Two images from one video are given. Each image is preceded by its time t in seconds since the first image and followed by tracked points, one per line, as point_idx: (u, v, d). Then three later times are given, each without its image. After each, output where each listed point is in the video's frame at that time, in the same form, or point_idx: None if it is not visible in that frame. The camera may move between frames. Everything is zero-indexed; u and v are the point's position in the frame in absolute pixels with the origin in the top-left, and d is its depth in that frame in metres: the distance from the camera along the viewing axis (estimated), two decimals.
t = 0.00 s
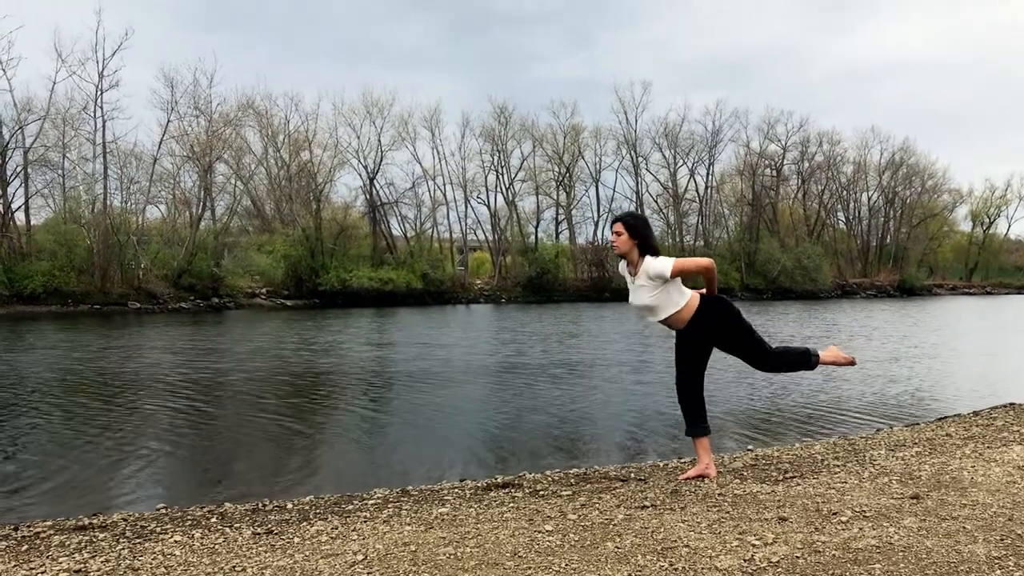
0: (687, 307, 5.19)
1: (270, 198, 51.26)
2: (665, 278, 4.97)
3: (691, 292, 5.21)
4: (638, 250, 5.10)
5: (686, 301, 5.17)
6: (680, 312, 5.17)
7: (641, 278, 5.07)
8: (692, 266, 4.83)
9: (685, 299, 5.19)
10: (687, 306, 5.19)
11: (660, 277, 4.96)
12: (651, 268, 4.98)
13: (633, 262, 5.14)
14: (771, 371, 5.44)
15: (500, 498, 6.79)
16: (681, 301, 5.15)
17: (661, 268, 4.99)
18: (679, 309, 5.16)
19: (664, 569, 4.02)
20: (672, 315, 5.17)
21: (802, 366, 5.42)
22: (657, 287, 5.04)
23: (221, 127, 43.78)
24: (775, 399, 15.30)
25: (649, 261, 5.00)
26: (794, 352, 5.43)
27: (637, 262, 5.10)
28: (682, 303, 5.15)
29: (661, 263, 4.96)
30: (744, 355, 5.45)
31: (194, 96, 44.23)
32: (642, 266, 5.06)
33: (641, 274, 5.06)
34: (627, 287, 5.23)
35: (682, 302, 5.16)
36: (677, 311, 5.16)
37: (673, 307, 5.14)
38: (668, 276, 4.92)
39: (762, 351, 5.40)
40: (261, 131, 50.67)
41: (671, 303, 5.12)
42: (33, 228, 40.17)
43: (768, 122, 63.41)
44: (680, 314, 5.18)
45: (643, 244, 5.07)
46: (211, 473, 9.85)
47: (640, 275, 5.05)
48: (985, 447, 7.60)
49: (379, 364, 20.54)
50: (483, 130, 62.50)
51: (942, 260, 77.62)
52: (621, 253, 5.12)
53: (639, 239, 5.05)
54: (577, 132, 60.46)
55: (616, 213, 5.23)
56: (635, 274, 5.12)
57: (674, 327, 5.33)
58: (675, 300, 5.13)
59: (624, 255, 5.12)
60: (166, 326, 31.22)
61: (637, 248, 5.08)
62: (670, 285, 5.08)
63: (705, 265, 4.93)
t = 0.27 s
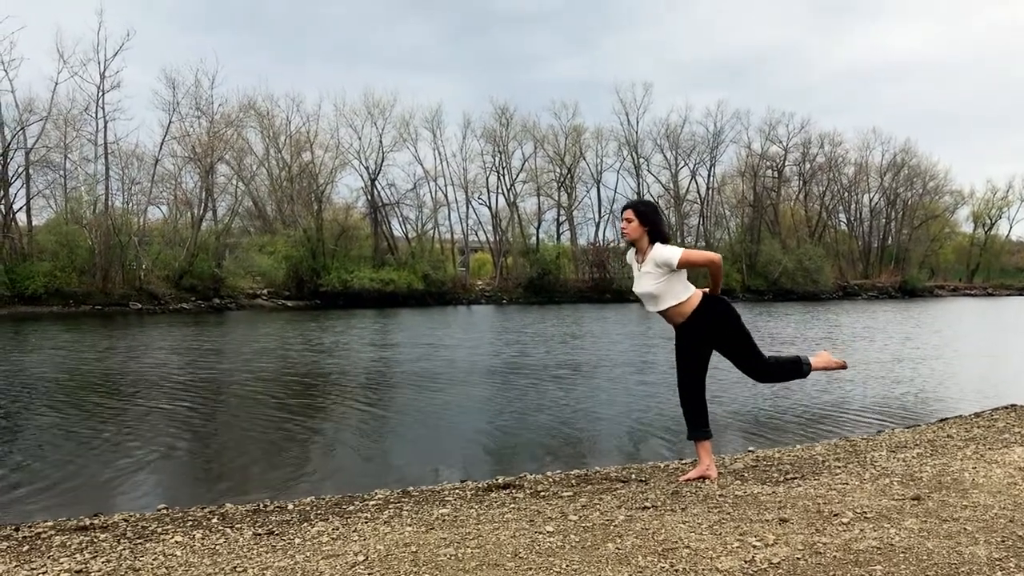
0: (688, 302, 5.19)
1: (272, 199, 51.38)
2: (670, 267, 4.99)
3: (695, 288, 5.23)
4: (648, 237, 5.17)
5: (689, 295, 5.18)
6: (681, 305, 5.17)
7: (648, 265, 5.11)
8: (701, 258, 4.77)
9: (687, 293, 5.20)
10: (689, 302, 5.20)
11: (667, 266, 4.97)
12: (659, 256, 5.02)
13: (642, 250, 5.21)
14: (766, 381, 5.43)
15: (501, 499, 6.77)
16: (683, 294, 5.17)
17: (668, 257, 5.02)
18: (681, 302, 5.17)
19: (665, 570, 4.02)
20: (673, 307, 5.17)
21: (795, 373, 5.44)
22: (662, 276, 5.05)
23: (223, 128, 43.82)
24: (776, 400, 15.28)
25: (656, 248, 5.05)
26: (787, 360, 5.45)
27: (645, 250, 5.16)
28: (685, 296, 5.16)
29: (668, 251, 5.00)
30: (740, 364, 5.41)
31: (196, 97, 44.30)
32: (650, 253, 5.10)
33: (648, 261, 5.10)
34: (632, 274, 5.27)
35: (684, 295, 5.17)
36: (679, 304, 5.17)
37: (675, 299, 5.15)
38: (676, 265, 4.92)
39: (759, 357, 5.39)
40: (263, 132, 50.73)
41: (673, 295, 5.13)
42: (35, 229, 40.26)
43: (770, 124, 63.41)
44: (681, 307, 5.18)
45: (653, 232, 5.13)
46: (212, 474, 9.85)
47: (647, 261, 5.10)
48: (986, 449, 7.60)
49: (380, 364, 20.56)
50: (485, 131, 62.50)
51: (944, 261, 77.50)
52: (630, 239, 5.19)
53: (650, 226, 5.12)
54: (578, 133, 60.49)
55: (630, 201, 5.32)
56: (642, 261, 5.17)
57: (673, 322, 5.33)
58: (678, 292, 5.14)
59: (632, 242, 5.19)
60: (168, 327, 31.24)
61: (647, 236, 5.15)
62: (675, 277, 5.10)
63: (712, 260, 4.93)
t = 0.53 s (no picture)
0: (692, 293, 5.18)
1: (273, 199, 51.48)
2: (680, 254, 5.00)
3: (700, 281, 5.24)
4: (661, 224, 5.23)
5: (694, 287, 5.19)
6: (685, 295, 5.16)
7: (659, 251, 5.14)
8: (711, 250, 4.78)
9: (692, 285, 5.20)
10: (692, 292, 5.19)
11: (676, 253, 5.00)
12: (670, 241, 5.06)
13: (655, 236, 5.26)
14: (755, 393, 5.39)
15: (503, 499, 6.77)
16: (689, 284, 5.17)
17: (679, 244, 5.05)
18: (685, 292, 5.16)
19: (667, 570, 4.02)
20: (677, 296, 5.17)
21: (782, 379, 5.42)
22: (671, 261, 5.07)
23: (224, 128, 43.80)
24: (777, 401, 15.27)
25: (669, 234, 5.09)
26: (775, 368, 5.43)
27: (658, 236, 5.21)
28: (690, 287, 5.15)
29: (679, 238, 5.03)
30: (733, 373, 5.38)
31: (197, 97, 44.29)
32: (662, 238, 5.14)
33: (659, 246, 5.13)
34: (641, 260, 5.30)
35: (689, 286, 5.17)
36: (683, 293, 5.16)
37: (680, 288, 5.14)
38: (685, 253, 4.94)
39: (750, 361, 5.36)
40: (265, 132, 50.73)
41: (679, 283, 5.13)
42: (36, 228, 40.28)
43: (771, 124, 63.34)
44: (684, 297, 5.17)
45: (668, 219, 5.19)
46: (213, 473, 9.86)
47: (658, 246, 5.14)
48: (988, 449, 7.60)
49: (381, 364, 20.57)
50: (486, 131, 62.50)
51: (946, 261, 77.41)
52: (642, 225, 5.25)
53: (664, 214, 5.18)
54: (580, 133, 60.48)
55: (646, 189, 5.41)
56: (653, 246, 5.22)
57: (672, 314, 5.32)
58: (684, 282, 5.14)
59: (645, 227, 5.25)
60: (169, 327, 31.27)
61: (661, 223, 5.21)
62: (684, 266, 5.12)
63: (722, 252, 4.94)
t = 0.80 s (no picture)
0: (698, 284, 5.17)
1: (274, 197, 51.51)
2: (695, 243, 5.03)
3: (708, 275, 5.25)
4: (679, 212, 5.26)
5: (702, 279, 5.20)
6: (690, 284, 5.15)
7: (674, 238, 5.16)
8: (723, 246, 4.83)
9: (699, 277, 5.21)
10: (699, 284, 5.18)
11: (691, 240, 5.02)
12: (687, 229, 5.09)
13: (672, 222, 5.31)
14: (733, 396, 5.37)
15: (503, 497, 6.78)
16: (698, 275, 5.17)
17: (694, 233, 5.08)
18: (691, 281, 5.15)
19: (667, 569, 4.02)
20: (683, 284, 5.16)
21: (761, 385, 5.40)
22: (684, 249, 5.09)
23: (225, 126, 43.83)
24: (778, 399, 15.25)
25: (686, 223, 5.12)
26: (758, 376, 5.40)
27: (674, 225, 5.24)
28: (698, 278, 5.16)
29: (697, 227, 5.06)
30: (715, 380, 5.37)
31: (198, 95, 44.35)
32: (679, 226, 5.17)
33: (676, 233, 5.16)
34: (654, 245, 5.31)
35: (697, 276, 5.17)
36: (691, 283, 5.15)
37: (688, 276, 5.14)
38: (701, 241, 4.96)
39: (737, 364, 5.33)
40: (266, 130, 50.78)
41: (690, 271, 5.14)
42: (38, 226, 40.36)
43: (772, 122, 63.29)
44: (689, 287, 5.16)
45: (685, 209, 5.23)
46: (214, 471, 9.87)
47: (675, 234, 5.16)
48: (990, 448, 7.59)
49: (382, 362, 20.58)
50: (488, 129, 62.50)
51: (948, 260, 77.28)
52: (660, 211, 5.27)
53: (682, 203, 5.22)
54: (581, 132, 60.49)
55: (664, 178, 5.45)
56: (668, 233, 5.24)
57: (672, 303, 5.30)
58: (694, 272, 5.15)
59: (663, 213, 5.28)
60: (170, 325, 31.31)
61: (679, 211, 5.25)
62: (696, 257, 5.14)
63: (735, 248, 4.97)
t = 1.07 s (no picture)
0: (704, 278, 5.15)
1: (275, 194, 51.47)
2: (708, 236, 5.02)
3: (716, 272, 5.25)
4: (692, 206, 5.26)
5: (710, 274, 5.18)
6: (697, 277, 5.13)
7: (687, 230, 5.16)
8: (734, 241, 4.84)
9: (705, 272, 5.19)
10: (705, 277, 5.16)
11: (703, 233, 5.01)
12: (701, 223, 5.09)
13: (684, 216, 5.32)
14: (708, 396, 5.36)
15: (504, 495, 6.78)
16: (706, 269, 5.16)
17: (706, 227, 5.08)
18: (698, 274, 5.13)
19: (668, 566, 4.01)
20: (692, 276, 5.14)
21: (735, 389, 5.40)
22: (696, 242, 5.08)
23: (225, 123, 43.75)
24: (778, 397, 15.25)
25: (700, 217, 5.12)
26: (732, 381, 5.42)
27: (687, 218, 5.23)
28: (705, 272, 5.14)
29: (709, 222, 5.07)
30: (701, 380, 5.36)
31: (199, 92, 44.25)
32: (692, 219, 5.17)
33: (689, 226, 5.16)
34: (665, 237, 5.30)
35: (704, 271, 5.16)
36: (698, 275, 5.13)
37: (696, 269, 5.13)
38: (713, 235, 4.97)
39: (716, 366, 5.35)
40: (266, 127, 50.72)
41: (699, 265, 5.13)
42: (38, 222, 40.35)
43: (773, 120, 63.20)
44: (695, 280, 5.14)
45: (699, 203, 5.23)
46: (214, 468, 9.87)
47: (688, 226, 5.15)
48: (990, 446, 7.59)
49: (382, 359, 20.59)
50: (488, 126, 62.41)
51: (948, 259, 77.24)
52: (673, 204, 5.27)
53: (696, 197, 5.22)
54: (582, 130, 60.43)
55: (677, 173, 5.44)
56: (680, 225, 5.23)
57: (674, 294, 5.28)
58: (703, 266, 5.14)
59: (676, 206, 5.26)
60: (170, 321, 31.32)
61: (692, 205, 5.25)
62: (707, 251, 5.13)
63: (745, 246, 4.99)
